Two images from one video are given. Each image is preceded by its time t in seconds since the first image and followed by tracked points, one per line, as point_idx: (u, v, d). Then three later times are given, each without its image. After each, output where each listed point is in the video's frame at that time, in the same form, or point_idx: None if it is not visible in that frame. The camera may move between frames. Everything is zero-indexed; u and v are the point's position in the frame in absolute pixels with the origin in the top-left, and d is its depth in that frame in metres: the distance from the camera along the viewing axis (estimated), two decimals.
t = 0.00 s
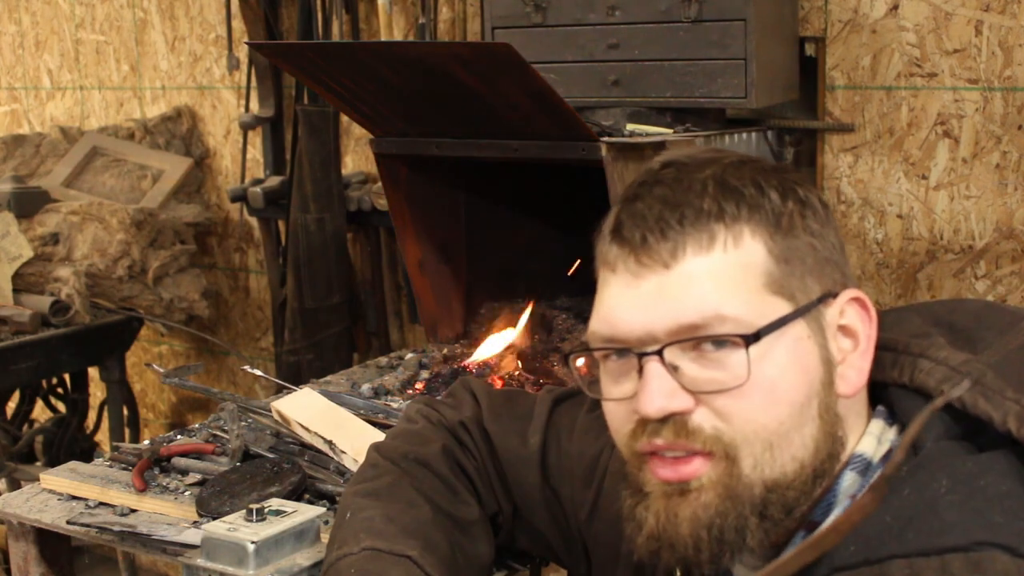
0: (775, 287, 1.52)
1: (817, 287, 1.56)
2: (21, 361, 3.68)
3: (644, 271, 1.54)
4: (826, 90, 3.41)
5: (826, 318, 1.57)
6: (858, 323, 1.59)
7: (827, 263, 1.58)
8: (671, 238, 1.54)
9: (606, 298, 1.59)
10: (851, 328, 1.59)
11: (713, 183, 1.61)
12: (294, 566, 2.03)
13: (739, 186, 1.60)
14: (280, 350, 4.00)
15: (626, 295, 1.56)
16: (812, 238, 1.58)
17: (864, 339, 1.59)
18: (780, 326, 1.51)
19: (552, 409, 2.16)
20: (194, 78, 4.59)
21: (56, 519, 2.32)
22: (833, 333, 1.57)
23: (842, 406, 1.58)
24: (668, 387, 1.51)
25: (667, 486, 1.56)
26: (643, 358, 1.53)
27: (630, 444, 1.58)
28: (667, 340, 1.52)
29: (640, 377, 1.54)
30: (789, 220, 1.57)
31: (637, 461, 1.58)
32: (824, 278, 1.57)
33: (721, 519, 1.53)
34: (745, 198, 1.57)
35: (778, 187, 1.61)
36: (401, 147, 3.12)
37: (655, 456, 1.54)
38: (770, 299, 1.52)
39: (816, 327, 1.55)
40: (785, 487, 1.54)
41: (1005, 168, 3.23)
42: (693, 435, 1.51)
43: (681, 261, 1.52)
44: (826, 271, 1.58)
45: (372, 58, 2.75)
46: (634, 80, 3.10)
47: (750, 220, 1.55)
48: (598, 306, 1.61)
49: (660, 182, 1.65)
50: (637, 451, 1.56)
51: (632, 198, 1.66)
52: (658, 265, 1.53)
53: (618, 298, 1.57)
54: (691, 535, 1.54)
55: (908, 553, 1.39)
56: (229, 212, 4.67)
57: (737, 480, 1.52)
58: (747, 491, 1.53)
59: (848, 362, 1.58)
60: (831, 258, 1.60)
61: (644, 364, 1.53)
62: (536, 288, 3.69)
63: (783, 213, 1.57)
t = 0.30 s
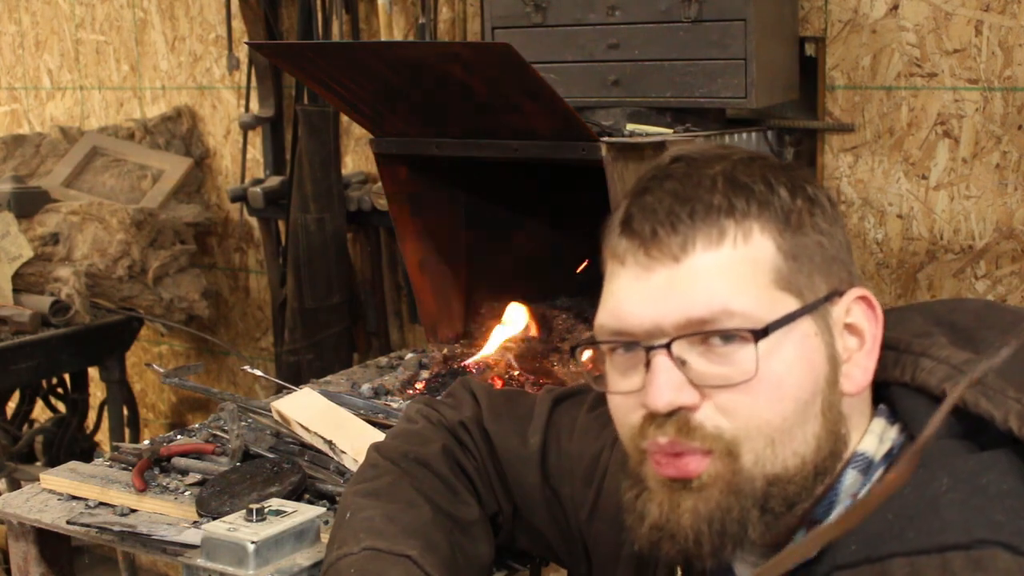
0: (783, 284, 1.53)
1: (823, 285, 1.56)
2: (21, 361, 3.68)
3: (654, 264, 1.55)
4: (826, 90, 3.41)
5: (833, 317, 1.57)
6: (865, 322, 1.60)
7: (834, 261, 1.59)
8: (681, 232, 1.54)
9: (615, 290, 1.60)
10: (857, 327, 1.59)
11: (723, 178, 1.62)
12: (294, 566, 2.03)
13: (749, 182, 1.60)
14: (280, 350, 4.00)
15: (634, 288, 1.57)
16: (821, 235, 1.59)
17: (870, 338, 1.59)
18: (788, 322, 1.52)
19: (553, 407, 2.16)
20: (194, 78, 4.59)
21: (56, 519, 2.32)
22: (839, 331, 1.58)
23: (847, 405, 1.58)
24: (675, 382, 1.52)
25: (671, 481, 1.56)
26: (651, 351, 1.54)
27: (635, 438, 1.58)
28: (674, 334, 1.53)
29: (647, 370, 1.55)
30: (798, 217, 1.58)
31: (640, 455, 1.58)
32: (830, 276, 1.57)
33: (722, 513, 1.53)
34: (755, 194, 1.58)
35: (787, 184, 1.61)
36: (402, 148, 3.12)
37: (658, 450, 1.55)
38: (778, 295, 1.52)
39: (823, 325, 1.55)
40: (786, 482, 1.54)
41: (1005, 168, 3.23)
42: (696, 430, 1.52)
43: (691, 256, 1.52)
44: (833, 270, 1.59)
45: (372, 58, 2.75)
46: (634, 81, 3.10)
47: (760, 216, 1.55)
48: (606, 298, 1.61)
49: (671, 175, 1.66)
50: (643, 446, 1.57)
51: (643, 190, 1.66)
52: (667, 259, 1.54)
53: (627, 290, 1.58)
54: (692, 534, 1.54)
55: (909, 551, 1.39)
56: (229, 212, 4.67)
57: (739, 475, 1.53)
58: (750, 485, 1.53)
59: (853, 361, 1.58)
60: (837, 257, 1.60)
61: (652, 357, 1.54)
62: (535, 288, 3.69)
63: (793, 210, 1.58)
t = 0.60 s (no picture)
0: (813, 258, 1.54)
1: (848, 265, 1.58)
2: (21, 361, 3.68)
3: (688, 230, 1.56)
4: (826, 90, 3.41)
5: (857, 295, 1.59)
6: (885, 305, 1.62)
7: (859, 241, 1.61)
8: (716, 200, 1.56)
9: (645, 256, 1.60)
10: (876, 308, 1.61)
11: (757, 151, 1.63)
12: (294, 566, 2.03)
13: (783, 155, 1.62)
14: (280, 350, 4.00)
15: (666, 254, 1.57)
16: (848, 215, 1.61)
17: (889, 321, 1.61)
18: (817, 295, 1.53)
19: (551, 404, 2.16)
20: (194, 78, 4.59)
21: (56, 519, 2.32)
22: (862, 310, 1.60)
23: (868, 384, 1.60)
24: (704, 348, 1.52)
25: (694, 449, 1.56)
26: (681, 317, 1.54)
27: (659, 406, 1.57)
28: (706, 300, 1.53)
29: (676, 337, 1.55)
30: (828, 194, 1.59)
31: (664, 423, 1.58)
32: (856, 256, 1.60)
33: (749, 482, 1.52)
34: (788, 167, 1.59)
35: (818, 161, 1.63)
36: (402, 148, 3.12)
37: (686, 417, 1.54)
38: (809, 268, 1.54)
39: (849, 302, 1.57)
40: (810, 455, 1.54)
41: (1005, 168, 3.23)
42: (726, 398, 1.51)
43: (725, 224, 1.54)
44: (858, 250, 1.60)
45: (372, 58, 2.75)
46: (634, 81, 3.10)
47: (792, 190, 1.57)
48: (635, 265, 1.62)
49: (706, 145, 1.67)
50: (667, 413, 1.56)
51: (676, 158, 1.67)
52: (701, 225, 1.55)
53: (657, 256, 1.58)
54: (716, 503, 1.53)
55: (920, 531, 1.40)
56: (229, 212, 4.67)
57: (766, 443, 1.52)
58: (775, 455, 1.52)
59: (874, 342, 1.60)
60: (863, 236, 1.63)
61: (681, 324, 1.54)
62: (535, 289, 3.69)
63: (823, 187, 1.59)
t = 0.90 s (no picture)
0: (835, 233, 1.53)
1: (867, 242, 1.58)
2: (21, 361, 3.68)
3: (710, 202, 1.54)
4: (826, 90, 3.41)
5: (875, 272, 1.59)
6: (901, 282, 1.62)
7: (878, 217, 1.61)
8: (740, 172, 1.54)
9: (664, 228, 1.59)
10: (892, 286, 1.61)
11: (780, 125, 1.62)
12: (294, 566, 2.03)
13: (805, 129, 1.61)
14: (280, 350, 4.00)
15: (687, 225, 1.56)
16: (869, 190, 1.60)
17: (904, 298, 1.62)
18: (840, 271, 1.52)
19: (545, 394, 2.16)
20: (194, 78, 4.59)
21: (56, 519, 2.32)
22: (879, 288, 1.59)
23: (885, 362, 1.60)
24: (726, 321, 1.51)
25: (714, 428, 1.55)
26: (702, 290, 1.53)
27: (677, 380, 1.57)
28: (728, 274, 1.52)
29: (697, 310, 1.54)
30: (850, 167, 1.58)
31: (681, 399, 1.57)
32: (874, 233, 1.59)
33: (770, 463, 1.52)
34: (810, 141, 1.58)
35: (838, 136, 1.62)
36: (401, 148, 3.13)
37: (705, 390, 1.54)
38: (831, 243, 1.53)
39: (869, 279, 1.57)
40: (829, 434, 1.54)
41: (1005, 168, 3.23)
42: (749, 372, 1.50)
43: (749, 196, 1.52)
44: (877, 226, 1.60)
45: (372, 58, 2.75)
46: (634, 81, 3.10)
47: (815, 164, 1.56)
48: (653, 237, 1.60)
49: (728, 116, 1.65)
50: (685, 387, 1.56)
51: (698, 128, 1.66)
52: (724, 197, 1.53)
53: (678, 228, 1.56)
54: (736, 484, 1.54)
55: (936, 508, 1.39)
56: (229, 212, 4.67)
57: (786, 423, 1.52)
58: (795, 435, 1.53)
59: (890, 319, 1.60)
60: (881, 212, 1.62)
61: (702, 297, 1.53)
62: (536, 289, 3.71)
63: (844, 161, 1.58)
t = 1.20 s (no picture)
0: (854, 218, 1.53)
1: (882, 228, 1.57)
2: (21, 361, 3.67)
3: (728, 181, 1.52)
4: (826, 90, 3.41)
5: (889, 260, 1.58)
6: (913, 270, 1.62)
7: (894, 200, 1.59)
8: (760, 150, 1.52)
9: (676, 206, 1.56)
10: (906, 273, 1.62)
11: (799, 97, 1.58)
12: (294, 566, 2.03)
13: (824, 103, 1.58)
14: (280, 350, 4.00)
15: (702, 204, 1.53)
16: (886, 169, 1.58)
17: (917, 287, 1.62)
18: (858, 258, 1.52)
19: (518, 386, 2.13)
20: (194, 78, 4.59)
21: (56, 519, 2.32)
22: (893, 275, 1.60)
23: (896, 353, 1.60)
24: (742, 309, 1.50)
25: (722, 421, 1.54)
26: (716, 275, 1.52)
27: (685, 367, 1.56)
28: (744, 259, 1.51)
29: (710, 295, 1.53)
30: (868, 147, 1.56)
31: (688, 388, 1.56)
32: (890, 217, 1.58)
33: (783, 458, 1.52)
34: (830, 118, 1.56)
35: (856, 112, 1.59)
36: (402, 148, 3.12)
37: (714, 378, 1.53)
38: (850, 229, 1.52)
39: (884, 267, 1.56)
40: (842, 428, 1.54)
41: (1005, 168, 3.22)
42: (764, 362, 1.49)
43: (768, 176, 1.50)
44: (893, 209, 1.59)
45: (372, 58, 2.75)
46: (634, 80, 3.10)
47: (836, 143, 1.53)
48: (664, 215, 1.58)
49: (745, 88, 1.62)
50: (694, 376, 1.54)
51: (713, 101, 1.62)
52: (743, 176, 1.51)
53: (692, 207, 1.54)
54: (747, 481, 1.53)
55: (951, 509, 1.39)
56: (229, 212, 4.68)
57: (800, 418, 1.51)
58: (809, 430, 1.52)
59: (903, 309, 1.61)
60: (897, 195, 1.60)
61: (716, 282, 1.52)
62: (535, 287, 3.69)
63: (863, 139, 1.56)
